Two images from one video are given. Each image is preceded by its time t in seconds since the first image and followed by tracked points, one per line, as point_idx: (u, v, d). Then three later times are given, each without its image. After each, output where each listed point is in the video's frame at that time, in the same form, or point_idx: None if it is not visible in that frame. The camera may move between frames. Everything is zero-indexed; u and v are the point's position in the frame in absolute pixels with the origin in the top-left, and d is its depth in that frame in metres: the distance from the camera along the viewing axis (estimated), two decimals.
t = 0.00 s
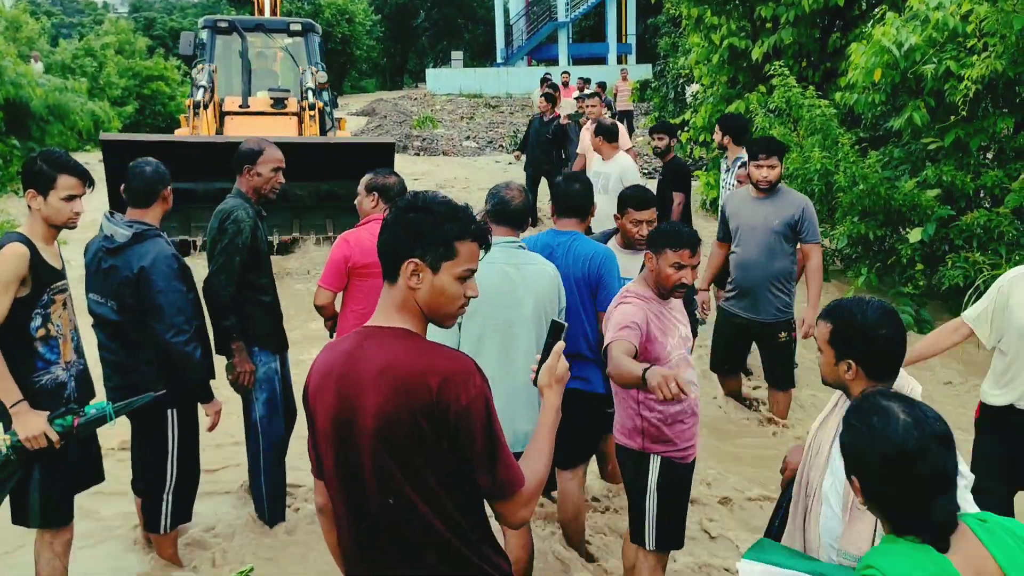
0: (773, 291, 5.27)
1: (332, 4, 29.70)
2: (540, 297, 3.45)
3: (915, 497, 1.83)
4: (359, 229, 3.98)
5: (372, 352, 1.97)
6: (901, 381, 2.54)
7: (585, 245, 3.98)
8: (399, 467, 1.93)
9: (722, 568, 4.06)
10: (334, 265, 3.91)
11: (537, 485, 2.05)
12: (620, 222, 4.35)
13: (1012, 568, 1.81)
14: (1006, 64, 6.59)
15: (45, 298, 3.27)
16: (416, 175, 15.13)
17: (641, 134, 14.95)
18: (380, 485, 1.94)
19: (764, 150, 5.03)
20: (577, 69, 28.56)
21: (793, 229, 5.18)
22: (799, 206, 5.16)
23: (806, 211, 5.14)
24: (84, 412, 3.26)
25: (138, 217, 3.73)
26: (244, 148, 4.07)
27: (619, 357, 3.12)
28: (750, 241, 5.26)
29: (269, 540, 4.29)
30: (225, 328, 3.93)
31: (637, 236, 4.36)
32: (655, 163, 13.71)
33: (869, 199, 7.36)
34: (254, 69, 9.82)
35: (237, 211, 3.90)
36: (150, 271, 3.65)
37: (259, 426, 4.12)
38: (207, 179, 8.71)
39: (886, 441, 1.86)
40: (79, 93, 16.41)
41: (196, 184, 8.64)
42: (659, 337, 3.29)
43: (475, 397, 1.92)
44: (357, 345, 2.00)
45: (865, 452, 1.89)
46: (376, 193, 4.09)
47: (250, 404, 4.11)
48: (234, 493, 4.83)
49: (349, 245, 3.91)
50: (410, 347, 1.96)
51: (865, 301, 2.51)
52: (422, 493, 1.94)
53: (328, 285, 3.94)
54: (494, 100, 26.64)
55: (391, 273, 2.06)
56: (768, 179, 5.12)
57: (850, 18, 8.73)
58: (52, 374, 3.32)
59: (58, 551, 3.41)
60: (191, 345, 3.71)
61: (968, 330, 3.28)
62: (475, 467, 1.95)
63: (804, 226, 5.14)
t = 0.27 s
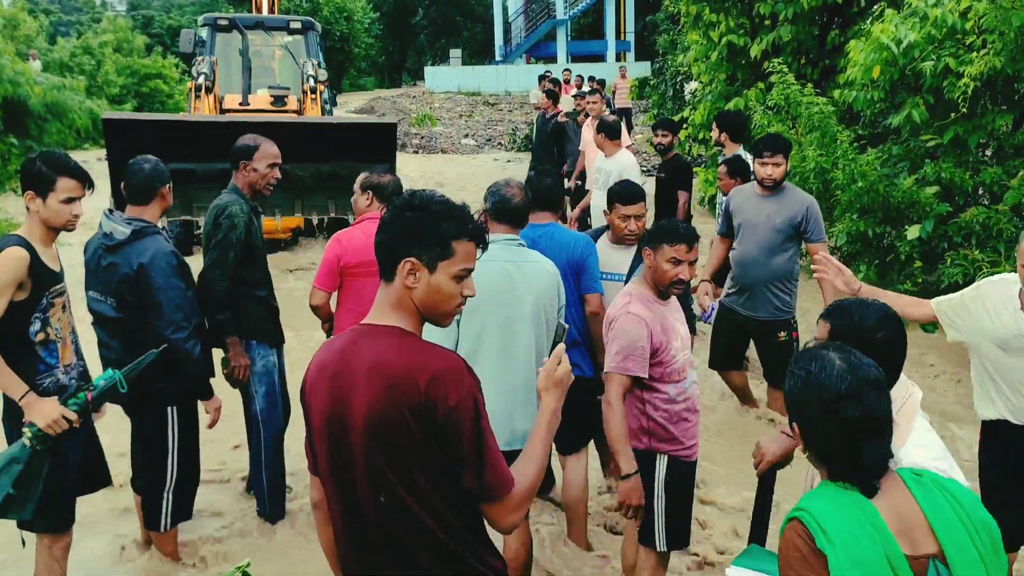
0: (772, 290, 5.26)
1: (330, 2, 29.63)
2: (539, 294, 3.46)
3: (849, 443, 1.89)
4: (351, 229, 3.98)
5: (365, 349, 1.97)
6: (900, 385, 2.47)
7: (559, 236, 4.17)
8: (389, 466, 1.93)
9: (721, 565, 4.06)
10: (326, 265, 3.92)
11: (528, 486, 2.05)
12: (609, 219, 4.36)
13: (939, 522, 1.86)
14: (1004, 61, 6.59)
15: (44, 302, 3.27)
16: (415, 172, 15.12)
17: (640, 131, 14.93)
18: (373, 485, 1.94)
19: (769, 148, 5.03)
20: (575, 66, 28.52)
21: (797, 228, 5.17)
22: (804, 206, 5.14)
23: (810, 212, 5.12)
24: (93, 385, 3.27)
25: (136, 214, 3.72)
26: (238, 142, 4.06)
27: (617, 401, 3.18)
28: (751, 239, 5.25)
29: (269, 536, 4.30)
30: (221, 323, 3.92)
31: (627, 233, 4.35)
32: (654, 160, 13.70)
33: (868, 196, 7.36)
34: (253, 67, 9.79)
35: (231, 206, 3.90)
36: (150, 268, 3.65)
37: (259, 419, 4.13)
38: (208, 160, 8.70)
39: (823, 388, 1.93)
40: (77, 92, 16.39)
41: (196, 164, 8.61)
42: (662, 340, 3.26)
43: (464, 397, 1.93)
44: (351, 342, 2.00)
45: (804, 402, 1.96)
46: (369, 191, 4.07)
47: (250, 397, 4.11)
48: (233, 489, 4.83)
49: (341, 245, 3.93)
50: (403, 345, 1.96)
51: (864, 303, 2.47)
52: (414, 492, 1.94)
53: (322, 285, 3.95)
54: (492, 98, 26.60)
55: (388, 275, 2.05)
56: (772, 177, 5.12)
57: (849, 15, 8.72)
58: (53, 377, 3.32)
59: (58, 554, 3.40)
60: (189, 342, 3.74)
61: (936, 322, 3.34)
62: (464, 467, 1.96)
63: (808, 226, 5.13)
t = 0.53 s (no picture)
0: (761, 285, 5.26)
1: None
2: (539, 293, 3.46)
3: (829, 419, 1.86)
4: (341, 228, 3.99)
5: (361, 346, 1.97)
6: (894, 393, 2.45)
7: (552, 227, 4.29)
8: (384, 464, 1.92)
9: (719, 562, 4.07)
10: (318, 264, 3.94)
11: (524, 486, 2.04)
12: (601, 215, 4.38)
13: (909, 509, 1.84)
14: (1003, 59, 6.59)
15: (43, 305, 3.26)
16: (414, 171, 15.10)
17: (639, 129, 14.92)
18: (368, 483, 1.94)
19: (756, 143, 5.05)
20: (574, 64, 28.50)
21: (783, 223, 5.17)
22: (790, 200, 5.14)
23: (795, 207, 5.12)
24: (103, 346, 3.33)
25: (134, 212, 3.72)
26: (232, 141, 4.06)
27: (619, 405, 3.20)
28: (738, 233, 5.27)
29: (268, 534, 4.30)
30: (217, 320, 3.91)
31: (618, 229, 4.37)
32: (652, 158, 13.69)
33: (867, 194, 7.36)
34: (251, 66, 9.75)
35: (226, 204, 3.90)
36: (148, 265, 3.65)
37: (260, 416, 4.12)
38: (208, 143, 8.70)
39: (803, 362, 1.89)
40: (75, 90, 16.37)
41: (195, 149, 8.62)
42: (665, 341, 3.26)
43: (458, 396, 1.93)
44: (347, 340, 2.00)
45: (786, 373, 1.93)
46: (358, 190, 4.05)
47: (250, 394, 4.11)
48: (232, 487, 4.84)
49: (331, 244, 3.94)
50: (398, 342, 1.96)
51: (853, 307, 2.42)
52: (409, 491, 1.94)
53: (314, 284, 3.96)
54: (491, 96, 26.57)
55: (386, 276, 2.05)
56: (759, 172, 5.13)
57: (847, 13, 8.71)
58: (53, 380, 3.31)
59: (57, 556, 3.40)
60: (187, 339, 3.75)
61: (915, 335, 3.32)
62: (459, 467, 1.95)
63: (794, 221, 5.14)
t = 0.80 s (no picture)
0: (740, 279, 5.25)
1: None
2: (541, 293, 3.47)
3: (805, 412, 1.89)
4: (330, 228, 3.98)
5: (356, 345, 1.97)
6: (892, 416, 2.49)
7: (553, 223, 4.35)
8: (378, 464, 1.92)
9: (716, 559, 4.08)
10: (306, 265, 3.93)
11: (520, 487, 2.04)
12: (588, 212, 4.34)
13: (876, 498, 1.84)
14: (1000, 58, 6.60)
15: (39, 304, 3.26)
16: (412, 169, 15.09)
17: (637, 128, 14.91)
18: (362, 482, 1.94)
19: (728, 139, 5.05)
20: (572, 63, 28.48)
21: (756, 216, 5.14)
22: (763, 193, 5.09)
23: (767, 199, 5.07)
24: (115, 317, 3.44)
25: (130, 209, 3.71)
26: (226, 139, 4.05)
27: (640, 408, 3.16)
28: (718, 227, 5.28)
29: (265, 532, 4.30)
30: (211, 320, 3.92)
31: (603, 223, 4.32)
32: (651, 157, 13.69)
33: (864, 192, 7.38)
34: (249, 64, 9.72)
35: (220, 203, 3.89)
36: (142, 262, 3.65)
37: (257, 414, 4.13)
38: (203, 127, 8.71)
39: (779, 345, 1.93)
40: (72, 88, 16.36)
41: (190, 133, 8.63)
42: (676, 341, 3.25)
43: (453, 397, 1.92)
44: (343, 338, 2.00)
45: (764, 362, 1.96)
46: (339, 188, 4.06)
47: (247, 393, 4.12)
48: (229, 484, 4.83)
49: (321, 245, 3.93)
50: (394, 343, 1.96)
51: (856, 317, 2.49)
52: (402, 492, 1.94)
53: (305, 286, 3.95)
54: (489, 94, 26.55)
55: (384, 276, 2.05)
56: (733, 168, 5.12)
57: (845, 12, 8.72)
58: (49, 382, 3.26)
59: (53, 556, 3.40)
60: (182, 336, 3.72)
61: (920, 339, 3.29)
62: (454, 468, 1.94)
63: (767, 212, 5.09)
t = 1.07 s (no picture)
0: (729, 277, 5.27)
1: None
2: (528, 288, 3.47)
3: (776, 399, 1.92)
4: (328, 225, 3.98)
5: (357, 345, 1.97)
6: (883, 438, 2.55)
7: (556, 218, 4.39)
8: (378, 465, 1.93)
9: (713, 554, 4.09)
10: (304, 262, 3.92)
11: (518, 487, 2.05)
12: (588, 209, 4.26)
13: (840, 486, 1.85)
14: (997, 57, 6.61)
15: (33, 302, 3.26)
16: (410, 167, 15.09)
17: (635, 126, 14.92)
18: (362, 482, 1.95)
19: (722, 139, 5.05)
20: (570, 61, 28.47)
21: (744, 215, 5.12)
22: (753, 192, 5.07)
23: (754, 198, 5.05)
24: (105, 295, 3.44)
25: (124, 206, 3.72)
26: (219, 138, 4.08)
27: (683, 409, 3.15)
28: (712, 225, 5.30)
29: (262, 528, 4.30)
30: (205, 317, 3.94)
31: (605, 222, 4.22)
32: (648, 155, 13.70)
33: (861, 191, 7.37)
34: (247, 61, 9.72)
35: (214, 199, 3.89)
36: (129, 257, 3.63)
37: (259, 408, 4.12)
38: (201, 117, 8.78)
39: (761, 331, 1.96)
40: (70, 86, 16.35)
41: (185, 122, 8.69)
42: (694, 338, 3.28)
43: (457, 398, 1.93)
44: (342, 338, 2.01)
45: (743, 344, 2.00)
46: (341, 186, 4.04)
47: (246, 388, 4.11)
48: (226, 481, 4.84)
49: (321, 242, 3.92)
50: (394, 343, 1.96)
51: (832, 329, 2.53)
52: (403, 492, 1.94)
53: (304, 283, 3.95)
54: (486, 92, 26.54)
55: (385, 276, 2.05)
56: (727, 167, 5.11)
57: (842, 11, 8.74)
58: (43, 381, 3.25)
59: (49, 555, 3.41)
60: (171, 331, 3.72)
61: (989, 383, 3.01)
62: (456, 468, 1.95)
63: (754, 212, 5.07)
